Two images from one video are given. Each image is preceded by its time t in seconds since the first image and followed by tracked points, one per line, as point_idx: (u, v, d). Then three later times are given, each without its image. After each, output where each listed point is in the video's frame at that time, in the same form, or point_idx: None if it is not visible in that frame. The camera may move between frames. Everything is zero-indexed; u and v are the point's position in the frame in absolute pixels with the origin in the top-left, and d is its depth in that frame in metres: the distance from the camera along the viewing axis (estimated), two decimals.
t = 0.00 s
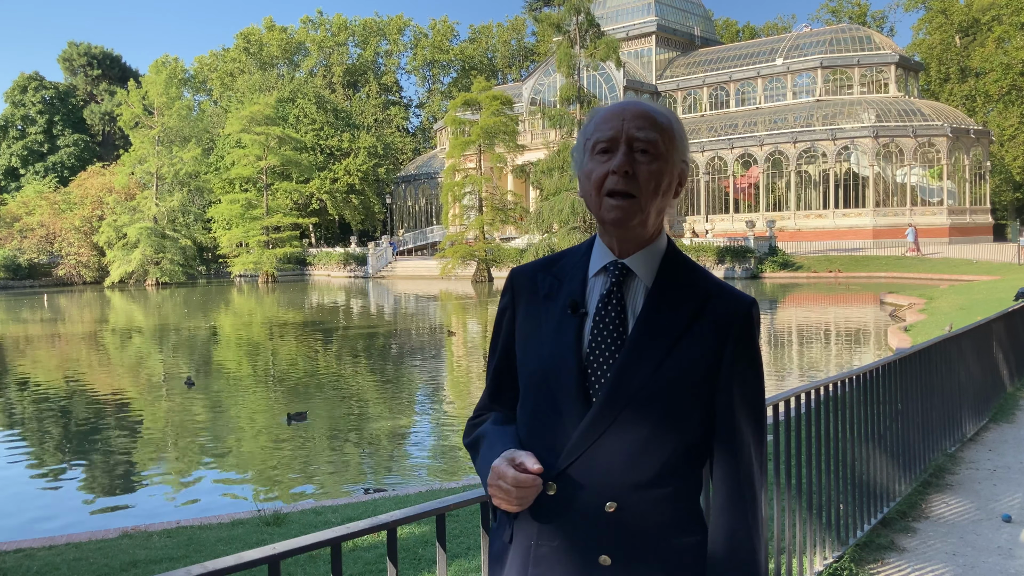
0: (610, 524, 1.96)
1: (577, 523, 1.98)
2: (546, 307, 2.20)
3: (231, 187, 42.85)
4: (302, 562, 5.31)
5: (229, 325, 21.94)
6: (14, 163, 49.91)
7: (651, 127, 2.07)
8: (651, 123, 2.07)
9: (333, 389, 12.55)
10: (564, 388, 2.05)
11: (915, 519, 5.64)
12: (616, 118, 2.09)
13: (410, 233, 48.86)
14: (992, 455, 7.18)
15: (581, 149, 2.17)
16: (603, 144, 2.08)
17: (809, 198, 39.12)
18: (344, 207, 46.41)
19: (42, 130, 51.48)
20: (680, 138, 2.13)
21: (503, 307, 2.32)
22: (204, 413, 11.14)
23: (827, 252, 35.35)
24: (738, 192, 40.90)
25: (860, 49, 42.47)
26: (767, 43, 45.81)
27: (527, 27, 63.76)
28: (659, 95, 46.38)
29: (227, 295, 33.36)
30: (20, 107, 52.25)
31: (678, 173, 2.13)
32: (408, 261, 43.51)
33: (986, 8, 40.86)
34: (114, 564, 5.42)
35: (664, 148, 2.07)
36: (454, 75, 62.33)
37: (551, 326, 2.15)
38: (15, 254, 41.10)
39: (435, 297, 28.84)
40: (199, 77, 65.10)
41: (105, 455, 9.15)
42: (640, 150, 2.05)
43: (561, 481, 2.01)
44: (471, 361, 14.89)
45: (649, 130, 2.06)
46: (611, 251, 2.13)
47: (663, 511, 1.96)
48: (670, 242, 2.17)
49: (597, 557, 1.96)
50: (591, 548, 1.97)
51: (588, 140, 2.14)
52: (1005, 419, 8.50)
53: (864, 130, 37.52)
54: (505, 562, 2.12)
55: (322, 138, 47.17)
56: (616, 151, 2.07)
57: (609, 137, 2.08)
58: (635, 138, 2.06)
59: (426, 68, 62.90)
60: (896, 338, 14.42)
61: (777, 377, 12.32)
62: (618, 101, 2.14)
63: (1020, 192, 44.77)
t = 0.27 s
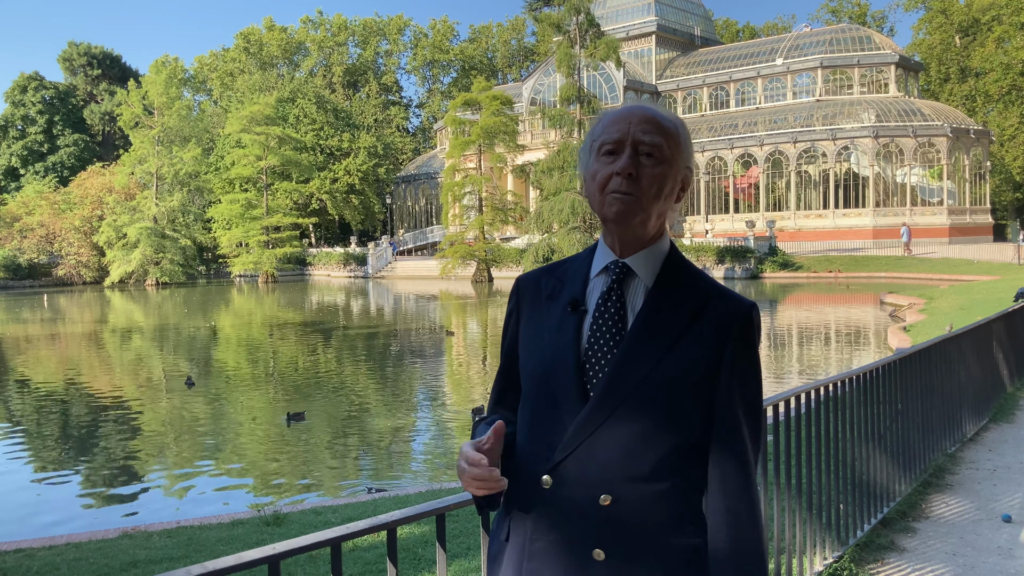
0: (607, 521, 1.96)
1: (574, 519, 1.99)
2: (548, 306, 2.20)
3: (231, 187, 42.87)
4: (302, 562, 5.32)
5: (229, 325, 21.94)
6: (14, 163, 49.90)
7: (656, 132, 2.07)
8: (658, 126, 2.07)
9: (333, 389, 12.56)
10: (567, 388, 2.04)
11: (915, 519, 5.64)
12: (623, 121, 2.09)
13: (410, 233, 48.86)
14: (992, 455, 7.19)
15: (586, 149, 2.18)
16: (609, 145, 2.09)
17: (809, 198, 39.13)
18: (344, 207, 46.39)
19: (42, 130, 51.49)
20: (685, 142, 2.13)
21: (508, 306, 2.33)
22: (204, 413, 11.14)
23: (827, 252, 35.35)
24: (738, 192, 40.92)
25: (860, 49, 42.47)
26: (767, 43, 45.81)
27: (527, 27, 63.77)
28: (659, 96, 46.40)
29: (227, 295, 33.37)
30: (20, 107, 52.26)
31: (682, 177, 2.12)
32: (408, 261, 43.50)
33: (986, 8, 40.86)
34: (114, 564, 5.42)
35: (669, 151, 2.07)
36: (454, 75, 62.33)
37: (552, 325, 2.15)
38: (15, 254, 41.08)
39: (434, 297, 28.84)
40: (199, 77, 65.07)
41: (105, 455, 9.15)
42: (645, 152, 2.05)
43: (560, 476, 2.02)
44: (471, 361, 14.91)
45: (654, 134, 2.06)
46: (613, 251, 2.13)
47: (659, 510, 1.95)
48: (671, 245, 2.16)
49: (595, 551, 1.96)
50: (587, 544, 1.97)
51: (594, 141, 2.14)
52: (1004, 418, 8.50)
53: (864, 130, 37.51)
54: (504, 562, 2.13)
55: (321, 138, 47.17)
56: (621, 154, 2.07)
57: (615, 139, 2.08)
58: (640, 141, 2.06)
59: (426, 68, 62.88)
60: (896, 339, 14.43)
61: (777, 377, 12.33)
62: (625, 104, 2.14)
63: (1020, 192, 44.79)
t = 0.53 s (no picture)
0: (620, 518, 1.95)
1: (586, 520, 1.97)
2: (552, 307, 2.18)
3: (231, 186, 42.87)
4: (302, 562, 5.31)
5: (229, 325, 21.94)
6: (14, 163, 49.89)
7: (659, 128, 2.08)
8: (659, 124, 2.09)
9: (333, 389, 12.56)
10: (575, 386, 2.03)
11: (915, 519, 5.64)
12: (626, 118, 2.10)
13: (410, 234, 48.85)
14: (992, 455, 7.19)
15: (589, 147, 2.18)
16: (613, 142, 2.09)
17: (809, 198, 39.13)
18: (344, 207, 46.37)
19: (42, 130, 51.47)
20: (686, 141, 2.15)
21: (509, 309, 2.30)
22: (204, 413, 11.14)
23: (827, 252, 35.35)
24: (738, 192, 40.93)
25: (860, 49, 42.46)
26: (767, 43, 45.81)
27: (527, 27, 63.79)
28: (659, 95, 46.40)
29: (227, 295, 33.36)
30: (20, 107, 52.25)
31: (683, 174, 2.13)
32: (408, 261, 43.50)
33: (986, 8, 40.87)
34: (114, 564, 5.42)
35: (671, 147, 2.08)
36: (454, 75, 62.32)
37: (557, 323, 2.13)
38: (15, 254, 41.06)
39: (434, 297, 28.84)
40: (199, 77, 65.06)
41: (104, 455, 9.14)
42: (649, 147, 2.06)
43: (571, 475, 2.01)
44: (471, 361, 14.91)
45: (656, 130, 2.08)
46: (617, 249, 2.13)
47: (671, 508, 1.95)
48: (673, 245, 2.17)
49: (613, 547, 1.93)
50: (603, 543, 1.94)
51: (597, 139, 2.15)
52: (1005, 418, 8.50)
53: (864, 130, 37.52)
54: (513, 567, 2.09)
55: (321, 138, 47.16)
56: (625, 149, 2.08)
57: (619, 135, 2.09)
58: (644, 136, 2.07)
59: (426, 68, 62.88)
60: (896, 338, 14.44)
61: (777, 376, 12.33)
62: (626, 103, 2.15)
63: (1020, 192, 44.78)
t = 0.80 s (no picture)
0: (632, 522, 1.94)
1: (597, 520, 1.96)
2: (554, 306, 2.15)
3: (231, 186, 42.87)
4: (302, 562, 5.31)
5: (229, 325, 21.94)
6: (14, 163, 49.89)
7: (660, 121, 2.08)
8: (661, 116, 2.08)
9: (333, 389, 12.56)
10: (580, 385, 2.03)
11: (915, 519, 5.64)
12: (627, 111, 2.10)
13: (410, 234, 48.86)
14: (992, 455, 7.18)
15: (590, 141, 2.18)
16: (613, 136, 2.09)
17: (809, 198, 39.14)
18: (344, 207, 46.38)
19: (42, 130, 51.46)
20: (686, 134, 2.14)
21: (509, 306, 2.28)
22: (204, 413, 11.14)
23: (827, 252, 35.36)
24: (738, 192, 40.94)
25: (860, 49, 42.47)
26: (766, 43, 45.82)
27: (527, 27, 63.80)
28: (659, 95, 46.41)
29: (227, 295, 33.36)
30: (20, 107, 52.25)
31: (686, 168, 2.12)
32: (408, 261, 43.52)
33: (986, 8, 40.89)
34: (114, 564, 5.42)
35: (673, 141, 2.08)
36: (454, 75, 62.32)
37: (561, 323, 2.11)
38: (15, 254, 41.08)
39: (434, 297, 28.85)
40: (199, 77, 65.06)
41: (106, 455, 9.15)
42: (649, 139, 2.06)
43: (580, 478, 1.99)
44: (471, 361, 14.91)
45: (658, 123, 2.07)
46: (620, 247, 2.12)
47: (680, 506, 1.98)
48: (675, 243, 2.18)
49: (621, 550, 1.93)
50: (609, 543, 1.94)
51: (598, 133, 2.14)
52: (1005, 418, 8.50)
53: (864, 130, 37.53)
54: (518, 566, 2.07)
55: (321, 138, 47.17)
56: (626, 143, 2.08)
57: (620, 129, 2.09)
58: (644, 129, 2.06)
59: (426, 68, 62.89)
60: (896, 339, 14.44)
61: (777, 377, 12.33)
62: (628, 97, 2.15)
63: (1020, 192, 44.79)
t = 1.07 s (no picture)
0: (617, 524, 1.96)
1: (583, 520, 1.97)
2: (546, 306, 2.14)
3: (231, 186, 42.87)
4: (302, 562, 5.31)
5: (229, 325, 21.94)
6: (14, 163, 49.89)
7: (662, 127, 2.07)
8: (663, 122, 2.07)
9: (333, 389, 12.56)
10: (573, 387, 2.02)
11: (915, 519, 5.64)
12: (629, 114, 2.08)
13: (410, 234, 48.86)
14: (992, 455, 7.18)
15: (590, 140, 2.17)
16: (614, 139, 2.08)
17: (809, 198, 39.15)
18: (344, 207, 46.38)
19: (42, 130, 51.43)
20: (688, 141, 2.14)
21: (499, 303, 2.26)
22: (204, 413, 11.14)
23: (827, 252, 35.35)
24: (738, 192, 40.93)
25: (860, 49, 42.48)
26: (767, 43, 45.79)
27: (527, 27, 63.79)
28: (659, 95, 46.41)
29: (227, 295, 33.36)
30: (20, 107, 52.23)
31: (684, 173, 2.12)
32: (408, 261, 43.53)
33: (986, 8, 40.89)
34: (114, 564, 5.41)
35: (674, 147, 2.08)
36: (454, 75, 62.31)
37: (552, 324, 2.10)
38: (15, 254, 41.09)
39: (434, 297, 28.84)
40: (199, 77, 65.04)
41: (107, 455, 9.15)
42: (651, 146, 2.05)
43: (568, 479, 1.99)
44: (471, 361, 14.91)
45: (661, 129, 2.06)
46: (612, 248, 2.12)
47: (668, 507, 2.01)
48: (667, 246, 2.18)
49: (604, 551, 1.95)
50: (596, 543, 1.95)
51: (599, 133, 2.13)
52: (1005, 418, 8.50)
53: (864, 130, 37.53)
54: (506, 562, 2.07)
55: (322, 138, 47.18)
56: (626, 146, 2.07)
57: (622, 131, 2.07)
58: (647, 135, 2.06)
59: (426, 68, 62.88)
60: (896, 338, 14.44)
61: (777, 377, 12.32)
62: (631, 99, 2.13)
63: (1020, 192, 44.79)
